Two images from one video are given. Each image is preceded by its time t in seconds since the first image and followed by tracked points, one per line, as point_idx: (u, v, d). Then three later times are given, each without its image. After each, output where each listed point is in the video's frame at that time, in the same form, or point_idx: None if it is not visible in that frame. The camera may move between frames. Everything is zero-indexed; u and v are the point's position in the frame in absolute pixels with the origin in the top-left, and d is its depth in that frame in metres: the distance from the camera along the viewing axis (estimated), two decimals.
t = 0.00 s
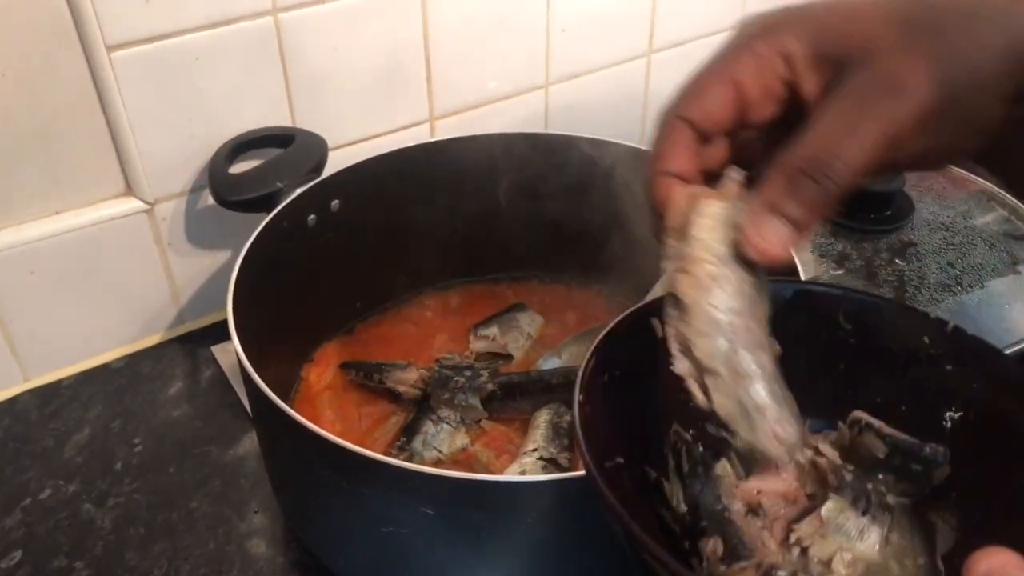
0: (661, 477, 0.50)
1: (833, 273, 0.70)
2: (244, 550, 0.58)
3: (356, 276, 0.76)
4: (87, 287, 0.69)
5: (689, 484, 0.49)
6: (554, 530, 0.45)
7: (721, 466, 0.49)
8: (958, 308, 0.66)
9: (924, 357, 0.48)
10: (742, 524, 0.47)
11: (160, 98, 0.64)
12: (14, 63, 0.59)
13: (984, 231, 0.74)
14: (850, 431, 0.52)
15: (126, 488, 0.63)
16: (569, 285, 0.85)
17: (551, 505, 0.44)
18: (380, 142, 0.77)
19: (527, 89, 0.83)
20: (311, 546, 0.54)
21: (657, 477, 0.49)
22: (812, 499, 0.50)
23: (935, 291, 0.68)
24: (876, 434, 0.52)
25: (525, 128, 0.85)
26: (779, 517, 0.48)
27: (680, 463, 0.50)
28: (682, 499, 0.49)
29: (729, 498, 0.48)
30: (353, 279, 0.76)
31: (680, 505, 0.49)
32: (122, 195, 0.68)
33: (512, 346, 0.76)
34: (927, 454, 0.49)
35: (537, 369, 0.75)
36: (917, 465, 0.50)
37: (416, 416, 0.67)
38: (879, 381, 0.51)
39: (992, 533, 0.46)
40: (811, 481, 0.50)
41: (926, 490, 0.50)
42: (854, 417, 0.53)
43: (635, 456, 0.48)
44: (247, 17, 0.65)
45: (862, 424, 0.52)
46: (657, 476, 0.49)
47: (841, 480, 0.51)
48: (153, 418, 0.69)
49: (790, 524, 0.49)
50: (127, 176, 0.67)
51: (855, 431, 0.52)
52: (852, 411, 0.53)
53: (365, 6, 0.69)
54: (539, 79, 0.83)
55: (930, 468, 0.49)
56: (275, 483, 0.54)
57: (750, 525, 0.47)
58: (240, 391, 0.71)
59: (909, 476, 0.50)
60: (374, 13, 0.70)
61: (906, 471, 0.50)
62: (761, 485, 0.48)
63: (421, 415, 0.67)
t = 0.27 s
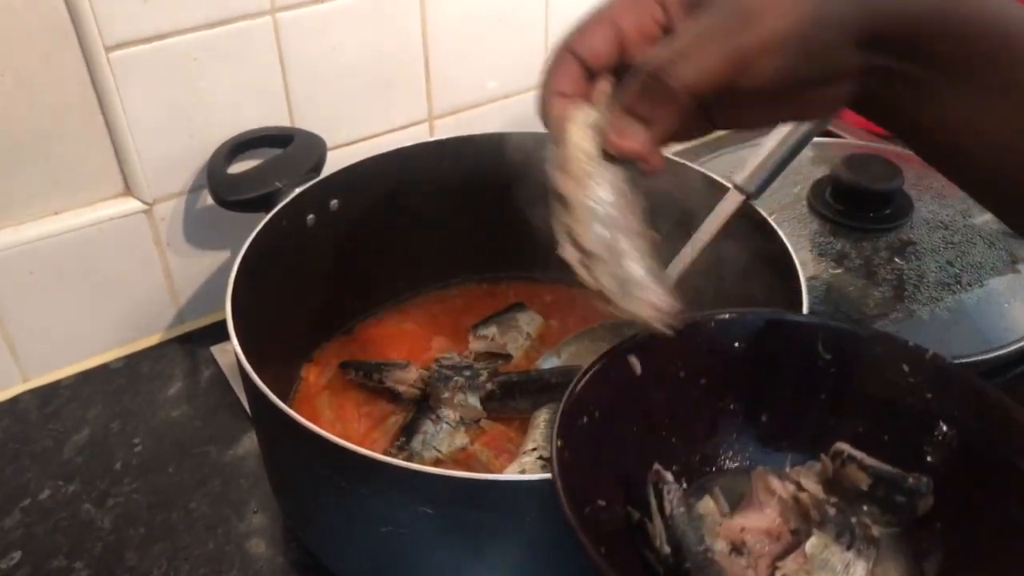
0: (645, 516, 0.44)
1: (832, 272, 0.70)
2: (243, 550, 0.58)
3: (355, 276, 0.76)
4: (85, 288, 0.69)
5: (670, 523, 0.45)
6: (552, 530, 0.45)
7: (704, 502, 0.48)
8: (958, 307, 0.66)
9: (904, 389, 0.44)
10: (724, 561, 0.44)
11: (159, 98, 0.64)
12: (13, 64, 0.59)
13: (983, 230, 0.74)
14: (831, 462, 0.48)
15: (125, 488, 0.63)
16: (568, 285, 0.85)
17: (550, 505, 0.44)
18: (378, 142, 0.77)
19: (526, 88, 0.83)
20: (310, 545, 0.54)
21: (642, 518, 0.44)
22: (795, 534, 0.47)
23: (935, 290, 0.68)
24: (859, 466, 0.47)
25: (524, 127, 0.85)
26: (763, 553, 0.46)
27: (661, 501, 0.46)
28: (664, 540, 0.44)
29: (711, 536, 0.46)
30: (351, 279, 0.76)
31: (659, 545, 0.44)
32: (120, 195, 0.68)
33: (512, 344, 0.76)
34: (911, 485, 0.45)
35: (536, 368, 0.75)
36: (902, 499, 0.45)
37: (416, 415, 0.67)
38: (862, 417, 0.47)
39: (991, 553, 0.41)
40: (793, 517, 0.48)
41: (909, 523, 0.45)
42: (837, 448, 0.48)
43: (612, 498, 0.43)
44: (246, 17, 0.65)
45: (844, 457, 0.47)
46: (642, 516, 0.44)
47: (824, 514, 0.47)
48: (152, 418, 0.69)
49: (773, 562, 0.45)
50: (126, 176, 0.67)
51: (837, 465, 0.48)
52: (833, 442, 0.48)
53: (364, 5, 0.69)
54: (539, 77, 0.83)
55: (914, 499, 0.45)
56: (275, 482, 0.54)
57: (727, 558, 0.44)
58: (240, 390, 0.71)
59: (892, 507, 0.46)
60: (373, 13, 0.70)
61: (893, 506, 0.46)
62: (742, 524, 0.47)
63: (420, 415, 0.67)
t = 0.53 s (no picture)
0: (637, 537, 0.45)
1: (832, 272, 0.71)
2: (244, 552, 0.58)
3: (355, 278, 0.77)
4: (86, 290, 0.69)
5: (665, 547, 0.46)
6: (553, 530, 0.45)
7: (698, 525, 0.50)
8: (958, 307, 0.66)
9: (902, 386, 0.42)
10: None
11: (158, 100, 0.64)
12: (13, 66, 0.59)
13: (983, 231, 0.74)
14: (828, 468, 0.48)
15: (126, 490, 0.63)
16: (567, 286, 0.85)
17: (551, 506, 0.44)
18: (378, 143, 0.77)
19: (525, 90, 0.83)
20: (310, 547, 0.54)
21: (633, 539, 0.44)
22: (791, 549, 0.48)
23: (934, 290, 0.68)
24: (856, 475, 0.47)
25: (523, 129, 0.85)
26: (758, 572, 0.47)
27: (654, 528, 0.46)
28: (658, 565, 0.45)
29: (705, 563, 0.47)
30: (351, 281, 0.76)
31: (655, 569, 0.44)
32: (120, 198, 0.68)
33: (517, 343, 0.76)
34: (909, 493, 0.44)
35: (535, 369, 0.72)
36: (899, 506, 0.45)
37: (417, 416, 0.67)
38: (863, 408, 0.45)
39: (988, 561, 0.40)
40: (789, 531, 0.49)
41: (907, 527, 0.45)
42: (833, 454, 0.47)
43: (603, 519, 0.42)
44: (245, 19, 0.65)
45: (841, 464, 0.47)
46: (632, 537, 0.44)
47: (822, 531, 0.48)
48: (153, 420, 0.69)
49: None
50: (126, 178, 0.67)
51: (833, 471, 0.48)
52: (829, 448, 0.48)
53: (364, 8, 0.70)
54: (537, 79, 0.83)
55: (912, 505, 0.44)
56: (275, 484, 0.54)
57: None
58: (240, 392, 0.71)
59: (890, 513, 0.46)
60: (372, 15, 0.70)
61: (891, 511, 0.46)
62: (738, 542, 0.48)
63: (421, 416, 0.67)
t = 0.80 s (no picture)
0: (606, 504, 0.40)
1: (829, 274, 0.71)
2: (242, 553, 0.58)
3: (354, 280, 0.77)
4: (84, 292, 0.69)
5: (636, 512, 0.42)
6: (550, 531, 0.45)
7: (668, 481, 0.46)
8: (955, 308, 0.66)
9: (868, 371, 0.41)
10: (690, 555, 0.42)
11: (157, 103, 0.65)
12: (11, 69, 0.59)
13: (980, 232, 0.74)
14: (790, 444, 0.45)
15: (124, 492, 0.63)
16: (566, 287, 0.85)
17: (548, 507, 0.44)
18: (376, 145, 0.78)
19: (524, 91, 0.83)
20: (309, 548, 0.54)
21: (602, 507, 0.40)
22: (757, 523, 0.44)
23: (931, 291, 0.68)
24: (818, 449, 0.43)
25: (522, 130, 0.86)
26: (727, 543, 0.43)
27: (629, 490, 0.43)
28: (633, 531, 0.41)
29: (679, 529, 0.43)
30: (350, 282, 0.77)
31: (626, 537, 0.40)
32: (119, 200, 0.68)
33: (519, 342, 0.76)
34: (869, 470, 0.41)
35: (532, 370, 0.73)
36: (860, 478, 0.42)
37: (415, 418, 0.68)
38: (817, 388, 0.43)
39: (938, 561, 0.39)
40: (756, 503, 0.45)
41: (863, 506, 0.42)
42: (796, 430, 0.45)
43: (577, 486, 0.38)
44: (243, 21, 0.65)
45: (804, 440, 0.44)
46: (604, 503, 0.40)
47: (791, 503, 0.44)
48: (151, 422, 0.69)
49: (738, 550, 0.43)
50: (124, 181, 0.67)
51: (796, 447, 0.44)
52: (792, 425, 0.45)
53: (362, 10, 0.70)
54: (536, 81, 0.83)
55: (870, 484, 0.41)
56: (274, 486, 0.54)
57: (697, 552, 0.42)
58: (238, 394, 0.71)
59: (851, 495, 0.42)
60: (371, 18, 0.70)
61: (851, 489, 0.42)
62: (706, 511, 0.45)
63: (419, 418, 0.68)
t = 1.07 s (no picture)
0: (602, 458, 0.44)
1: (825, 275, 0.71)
2: (239, 555, 0.58)
3: (351, 282, 0.77)
4: (81, 293, 0.69)
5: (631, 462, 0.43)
6: (546, 532, 0.45)
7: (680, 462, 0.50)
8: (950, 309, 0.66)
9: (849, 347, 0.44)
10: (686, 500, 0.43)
11: (153, 104, 0.65)
12: (8, 70, 0.59)
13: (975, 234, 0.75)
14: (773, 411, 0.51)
15: (121, 494, 0.63)
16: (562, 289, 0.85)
17: (544, 508, 0.44)
18: (373, 147, 0.78)
19: (520, 94, 0.83)
20: (305, 550, 0.54)
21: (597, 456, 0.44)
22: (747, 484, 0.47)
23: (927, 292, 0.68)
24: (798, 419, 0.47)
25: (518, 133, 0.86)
26: (717, 502, 0.47)
27: (624, 441, 0.45)
28: (627, 477, 0.42)
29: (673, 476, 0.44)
30: (347, 284, 0.77)
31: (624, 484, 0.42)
32: (115, 201, 0.68)
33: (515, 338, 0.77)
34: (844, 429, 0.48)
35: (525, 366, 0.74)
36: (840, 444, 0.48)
37: (413, 419, 0.68)
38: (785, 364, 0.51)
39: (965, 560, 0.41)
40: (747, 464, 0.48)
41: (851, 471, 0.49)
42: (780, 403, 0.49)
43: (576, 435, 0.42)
44: (240, 23, 0.65)
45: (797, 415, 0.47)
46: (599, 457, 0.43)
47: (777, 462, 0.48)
48: (148, 423, 0.69)
49: (729, 507, 0.46)
50: (121, 182, 0.67)
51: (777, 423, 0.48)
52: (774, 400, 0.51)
53: (359, 13, 0.70)
54: (532, 83, 0.83)
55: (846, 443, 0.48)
56: (270, 488, 0.54)
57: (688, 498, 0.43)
58: (235, 396, 0.71)
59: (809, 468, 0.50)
60: (368, 20, 0.71)
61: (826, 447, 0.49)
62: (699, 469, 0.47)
63: (416, 418, 0.68)
